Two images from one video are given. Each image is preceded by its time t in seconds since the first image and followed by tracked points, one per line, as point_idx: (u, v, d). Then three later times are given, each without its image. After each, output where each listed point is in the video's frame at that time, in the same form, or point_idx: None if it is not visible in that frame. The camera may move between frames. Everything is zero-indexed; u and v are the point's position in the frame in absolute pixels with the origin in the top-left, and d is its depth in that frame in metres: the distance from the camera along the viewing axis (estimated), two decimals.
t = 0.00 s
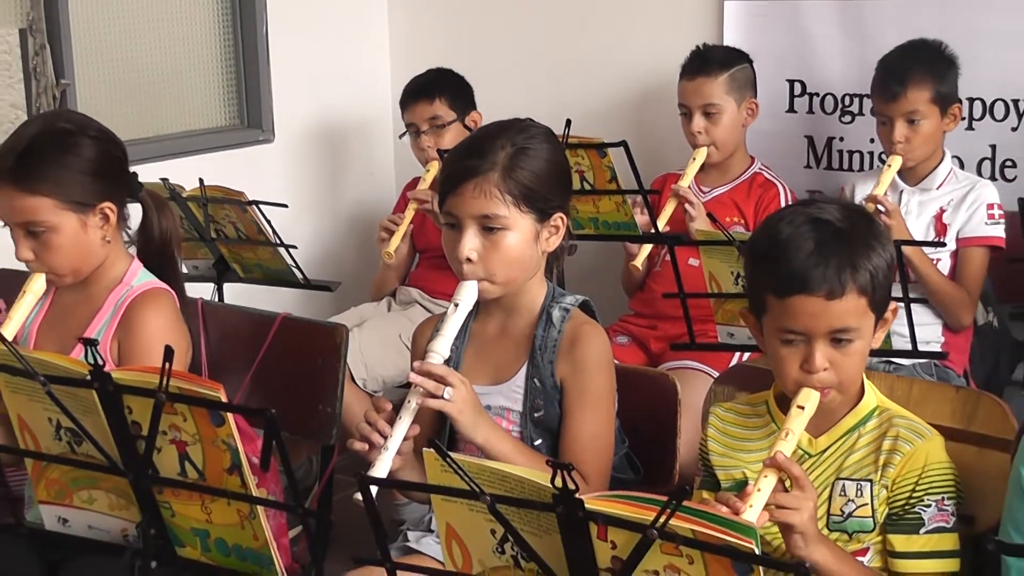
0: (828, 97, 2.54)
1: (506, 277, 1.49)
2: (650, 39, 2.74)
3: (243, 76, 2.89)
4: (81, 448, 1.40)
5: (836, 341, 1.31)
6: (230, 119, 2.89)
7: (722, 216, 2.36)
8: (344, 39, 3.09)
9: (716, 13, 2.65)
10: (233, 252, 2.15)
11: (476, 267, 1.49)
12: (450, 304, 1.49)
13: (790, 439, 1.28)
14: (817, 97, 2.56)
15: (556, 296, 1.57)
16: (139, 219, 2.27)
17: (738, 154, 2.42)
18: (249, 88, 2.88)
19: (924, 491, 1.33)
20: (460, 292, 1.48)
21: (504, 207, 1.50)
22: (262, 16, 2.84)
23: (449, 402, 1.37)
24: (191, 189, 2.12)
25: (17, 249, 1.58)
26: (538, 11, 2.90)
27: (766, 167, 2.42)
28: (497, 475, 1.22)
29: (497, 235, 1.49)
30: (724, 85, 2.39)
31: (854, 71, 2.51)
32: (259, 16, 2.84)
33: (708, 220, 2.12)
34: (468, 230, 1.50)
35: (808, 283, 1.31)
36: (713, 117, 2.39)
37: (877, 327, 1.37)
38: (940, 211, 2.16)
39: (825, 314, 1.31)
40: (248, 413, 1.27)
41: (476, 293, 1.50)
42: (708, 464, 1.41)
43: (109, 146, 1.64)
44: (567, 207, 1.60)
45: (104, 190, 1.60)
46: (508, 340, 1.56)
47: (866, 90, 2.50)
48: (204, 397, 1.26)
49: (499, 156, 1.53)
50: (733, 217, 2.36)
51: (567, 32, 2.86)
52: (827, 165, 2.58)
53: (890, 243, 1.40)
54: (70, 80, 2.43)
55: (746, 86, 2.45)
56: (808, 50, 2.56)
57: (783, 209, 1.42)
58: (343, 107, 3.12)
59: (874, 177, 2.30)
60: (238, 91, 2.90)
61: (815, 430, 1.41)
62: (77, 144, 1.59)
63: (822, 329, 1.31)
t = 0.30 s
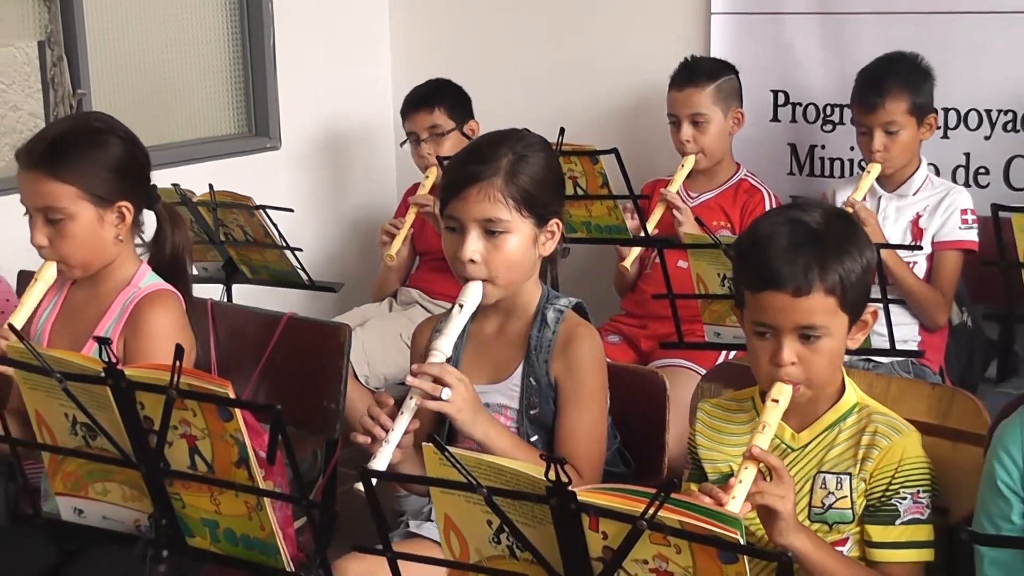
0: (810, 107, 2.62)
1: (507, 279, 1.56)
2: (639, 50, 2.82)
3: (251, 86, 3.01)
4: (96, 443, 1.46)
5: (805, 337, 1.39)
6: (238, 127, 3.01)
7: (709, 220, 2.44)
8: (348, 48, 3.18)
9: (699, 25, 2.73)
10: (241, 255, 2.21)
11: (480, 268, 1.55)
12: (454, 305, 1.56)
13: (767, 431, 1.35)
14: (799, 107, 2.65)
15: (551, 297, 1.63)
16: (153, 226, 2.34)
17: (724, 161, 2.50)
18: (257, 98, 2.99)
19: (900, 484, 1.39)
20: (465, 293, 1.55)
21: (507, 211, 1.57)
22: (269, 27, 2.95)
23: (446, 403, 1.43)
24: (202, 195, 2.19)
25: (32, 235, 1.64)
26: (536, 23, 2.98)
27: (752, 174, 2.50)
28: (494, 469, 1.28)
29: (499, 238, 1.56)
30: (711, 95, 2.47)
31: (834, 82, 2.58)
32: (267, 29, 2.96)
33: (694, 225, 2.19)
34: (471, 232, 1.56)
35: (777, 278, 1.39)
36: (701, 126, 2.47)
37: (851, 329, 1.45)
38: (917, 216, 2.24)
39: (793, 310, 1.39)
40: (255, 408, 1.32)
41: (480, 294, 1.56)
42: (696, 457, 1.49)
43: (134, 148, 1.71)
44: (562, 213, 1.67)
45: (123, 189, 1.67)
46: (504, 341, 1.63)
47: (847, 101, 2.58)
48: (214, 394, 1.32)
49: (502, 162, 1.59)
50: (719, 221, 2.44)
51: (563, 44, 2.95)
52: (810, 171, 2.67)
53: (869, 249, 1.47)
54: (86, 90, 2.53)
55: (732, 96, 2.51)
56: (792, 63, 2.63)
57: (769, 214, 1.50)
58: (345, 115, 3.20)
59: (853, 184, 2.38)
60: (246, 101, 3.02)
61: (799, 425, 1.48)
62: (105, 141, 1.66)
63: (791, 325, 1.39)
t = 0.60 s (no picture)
0: (798, 117, 2.87)
1: (501, 283, 1.63)
2: (643, 63, 3.04)
3: (264, 98, 3.19)
4: (115, 438, 1.53)
5: (787, 337, 1.46)
6: (252, 136, 3.20)
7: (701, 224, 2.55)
8: (355, 64, 3.38)
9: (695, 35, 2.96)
10: (255, 258, 2.29)
11: (477, 271, 1.62)
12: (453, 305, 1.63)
13: (752, 422, 1.44)
14: (788, 116, 2.89)
15: (550, 298, 1.69)
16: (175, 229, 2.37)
17: (716, 169, 2.61)
18: (270, 109, 3.18)
19: (884, 475, 1.46)
20: (463, 294, 1.62)
21: (505, 217, 1.63)
22: (281, 40, 3.14)
23: (446, 398, 1.50)
24: (216, 200, 2.26)
25: (60, 243, 1.72)
26: (536, 41, 3.22)
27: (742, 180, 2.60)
28: (494, 462, 1.35)
29: (497, 243, 1.63)
30: (702, 105, 2.59)
31: (819, 93, 2.83)
32: (279, 45, 3.14)
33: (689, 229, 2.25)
34: (471, 236, 1.63)
35: (763, 278, 1.47)
36: (693, 135, 2.58)
37: (834, 331, 1.52)
38: (900, 220, 2.34)
39: (775, 311, 1.46)
40: (266, 407, 1.38)
41: (478, 295, 1.63)
42: (688, 451, 1.56)
43: (153, 157, 1.78)
44: (561, 220, 1.73)
45: (144, 196, 1.74)
46: (503, 339, 1.70)
47: (833, 110, 2.82)
48: (227, 393, 1.38)
49: (503, 171, 1.66)
50: (711, 225, 2.55)
51: (563, 64, 3.18)
52: (798, 178, 2.91)
53: (855, 256, 1.54)
54: (107, 101, 2.70)
55: (722, 106, 2.64)
56: (779, 74, 2.88)
57: (762, 219, 1.58)
58: (357, 124, 3.42)
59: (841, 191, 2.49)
60: (260, 112, 3.20)
61: (787, 419, 1.55)
62: (125, 151, 1.73)
63: (774, 324, 1.46)
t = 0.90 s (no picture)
0: (783, 129, 2.95)
1: (503, 289, 1.70)
2: (638, 78, 3.14)
3: (272, 110, 3.31)
4: (128, 437, 1.59)
5: (777, 338, 1.53)
6: (261, 147, 3.31)
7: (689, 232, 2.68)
8: (358, 78, 3.50)
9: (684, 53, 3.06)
10: (262, 265, 2.38)
11: (478, 278, 1.69)
12: (454, 310, 1.69)
13: (740, 422, 1.50)
14: (773, 129, 2.97)
15: (548, 304, 1.76)
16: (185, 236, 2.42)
17: (704, 179, 2.74)
18: (278, 120, 3.29)
19: (864, 473, 1.53)
20: (464, 300, 1.69)
21: (504, 228, 1.70)
22: (288, 53, 3.26)
23: (449, 399, 1.56)
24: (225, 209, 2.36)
25: (77, 250, 1.79)
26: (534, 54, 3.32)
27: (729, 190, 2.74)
28: (491, 461, 1.42)
29: (497, 253, 1.69)
30: (690, 117, 2.70)
31: (803, 108, 2.91)
32: (285, 59, 3.25)
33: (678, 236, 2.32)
34: (472, 246, 1.70)
35: (754, 283, 1.53)
36: (682, 146, 2.70)
37: (821, 334, 1.59)
38: (881, 228, 2.43)
39: (766, 313, 1.52)
40: (273, 407, 1.44)
41: (477, 301, 1.70)
42: (677, 450, 1.63)
43: (167, 166, 1.86)
44: (559, 228, 1.80)
45: (160, 204, 1.81)
46: (503, 343, 1.76)
47: (817, 123, 2.90)
48: (235, 392, 1.44)
49: (502, 183, 1.72)
50: (698, 232, 2.68)
51: (564, 67, 3.27)
52: (783, 188, 2.99)
53: (840, 262, 1.61)
54: (121, 114, 2.80)
55: (711, 118, 2.76)
56: (764, 88, 2.96)
57: (751, 226, 1.64)
58: (362, 135, 3.54)
59: (824, 199, 2.59)
60: (269, 123, 3.32)
61: (772, 419, 1.62)
62: (140, 161, 1.81)
63: (763, 325, 1.53)
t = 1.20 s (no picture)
0: (774, 129, 3.03)
1: (508, 283, 1.77)
2: (638, 79, 3.21)
3: (283, 109, 3.41)
4: (145, 423, 1.66)
5: (769, 330, 1.59)
6: (272, 145, 3.41)
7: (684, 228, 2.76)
8: (365, 78, 3.57)
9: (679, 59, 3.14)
10: (274, 258, 2.48)
11: (484, 274, 1.76)
12: (460, 303, 1.76)
13: (733, 409, 1.57)
14: (764, 129, 3.05)
15: (550, 297, 1.83)
16: (199, 230, 2.52)
17: (700, 176, 2.82)
18: (289, 120, 3.39)
19: (852, 459, 1.59)
20: (470, 293, 1.76)
21: (509, 227, 1.77)
22: (299, 55, 3.35)
23: (456, 386, 1.63)
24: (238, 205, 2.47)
25: (97, 245, 1.86)
26: (531, 64, 3.41)
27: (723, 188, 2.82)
28: (494, 447, 1.47)
29: (502, 250, 1.76)
30: (686, 117, 2.78)
31: (795, 110, 2.99)
32: (296, 61, 3.34)
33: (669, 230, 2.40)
34: (478, 244, 1.77)
35: (749, 277, 1.59)
36: (677, 145, 2.78)
37: (811, 326, 1.65)
38: (868, 224, 2.52)
39: (759, 305, 1.59)
40: (283, 394, 1.49)
41: (483, 295, 1.77)
42: (673, 437, 1.70)
43: (181, 164, 1.92)
44: (562, 225, 1.87)
45: (173, 201, 1.88)
46: (506, 334, 1.83)
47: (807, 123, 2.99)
48: (247, 380, 1.50)
49: (508, 184, 1.79)
50: (693, 228, 2.76)
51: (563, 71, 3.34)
52: (773, 186, 3.08)
53: (831, 257, 1.67)
54: (139, 114, 2.90)
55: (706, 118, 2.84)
56: (756, 91, 3.04)
57: (746, 221, 1.70)
58: (366, 135, 3.61)
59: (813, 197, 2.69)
60: (280, 123, 3.42)
61: (763, 408, 1.68)
62: (155, 159, 1.87)
63: (756, 316, 1.59)
